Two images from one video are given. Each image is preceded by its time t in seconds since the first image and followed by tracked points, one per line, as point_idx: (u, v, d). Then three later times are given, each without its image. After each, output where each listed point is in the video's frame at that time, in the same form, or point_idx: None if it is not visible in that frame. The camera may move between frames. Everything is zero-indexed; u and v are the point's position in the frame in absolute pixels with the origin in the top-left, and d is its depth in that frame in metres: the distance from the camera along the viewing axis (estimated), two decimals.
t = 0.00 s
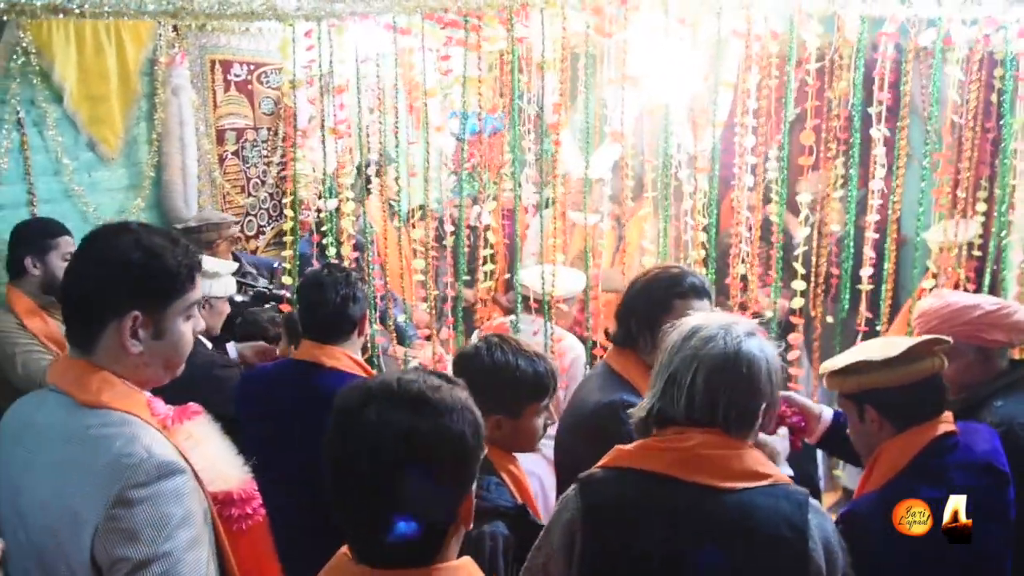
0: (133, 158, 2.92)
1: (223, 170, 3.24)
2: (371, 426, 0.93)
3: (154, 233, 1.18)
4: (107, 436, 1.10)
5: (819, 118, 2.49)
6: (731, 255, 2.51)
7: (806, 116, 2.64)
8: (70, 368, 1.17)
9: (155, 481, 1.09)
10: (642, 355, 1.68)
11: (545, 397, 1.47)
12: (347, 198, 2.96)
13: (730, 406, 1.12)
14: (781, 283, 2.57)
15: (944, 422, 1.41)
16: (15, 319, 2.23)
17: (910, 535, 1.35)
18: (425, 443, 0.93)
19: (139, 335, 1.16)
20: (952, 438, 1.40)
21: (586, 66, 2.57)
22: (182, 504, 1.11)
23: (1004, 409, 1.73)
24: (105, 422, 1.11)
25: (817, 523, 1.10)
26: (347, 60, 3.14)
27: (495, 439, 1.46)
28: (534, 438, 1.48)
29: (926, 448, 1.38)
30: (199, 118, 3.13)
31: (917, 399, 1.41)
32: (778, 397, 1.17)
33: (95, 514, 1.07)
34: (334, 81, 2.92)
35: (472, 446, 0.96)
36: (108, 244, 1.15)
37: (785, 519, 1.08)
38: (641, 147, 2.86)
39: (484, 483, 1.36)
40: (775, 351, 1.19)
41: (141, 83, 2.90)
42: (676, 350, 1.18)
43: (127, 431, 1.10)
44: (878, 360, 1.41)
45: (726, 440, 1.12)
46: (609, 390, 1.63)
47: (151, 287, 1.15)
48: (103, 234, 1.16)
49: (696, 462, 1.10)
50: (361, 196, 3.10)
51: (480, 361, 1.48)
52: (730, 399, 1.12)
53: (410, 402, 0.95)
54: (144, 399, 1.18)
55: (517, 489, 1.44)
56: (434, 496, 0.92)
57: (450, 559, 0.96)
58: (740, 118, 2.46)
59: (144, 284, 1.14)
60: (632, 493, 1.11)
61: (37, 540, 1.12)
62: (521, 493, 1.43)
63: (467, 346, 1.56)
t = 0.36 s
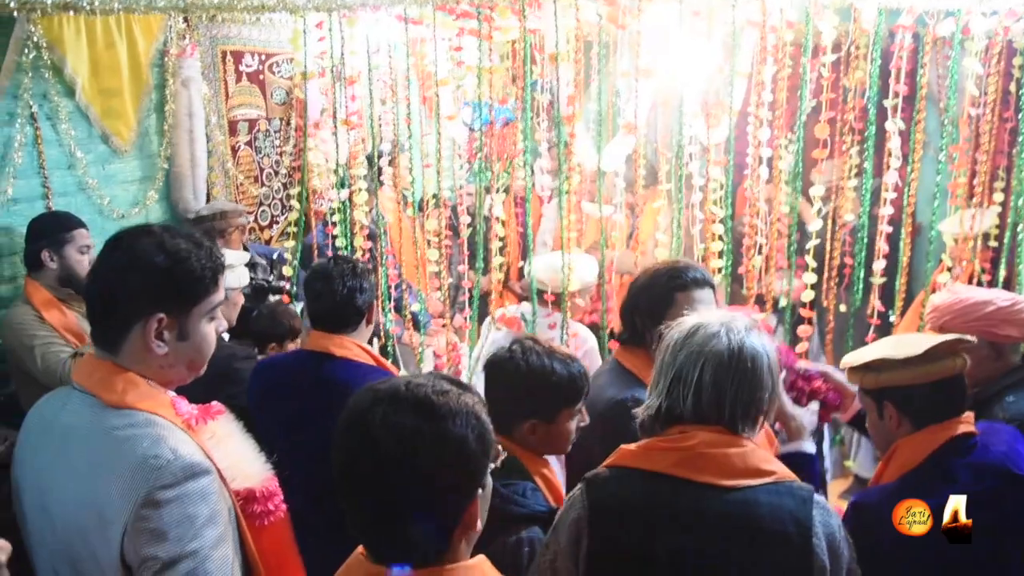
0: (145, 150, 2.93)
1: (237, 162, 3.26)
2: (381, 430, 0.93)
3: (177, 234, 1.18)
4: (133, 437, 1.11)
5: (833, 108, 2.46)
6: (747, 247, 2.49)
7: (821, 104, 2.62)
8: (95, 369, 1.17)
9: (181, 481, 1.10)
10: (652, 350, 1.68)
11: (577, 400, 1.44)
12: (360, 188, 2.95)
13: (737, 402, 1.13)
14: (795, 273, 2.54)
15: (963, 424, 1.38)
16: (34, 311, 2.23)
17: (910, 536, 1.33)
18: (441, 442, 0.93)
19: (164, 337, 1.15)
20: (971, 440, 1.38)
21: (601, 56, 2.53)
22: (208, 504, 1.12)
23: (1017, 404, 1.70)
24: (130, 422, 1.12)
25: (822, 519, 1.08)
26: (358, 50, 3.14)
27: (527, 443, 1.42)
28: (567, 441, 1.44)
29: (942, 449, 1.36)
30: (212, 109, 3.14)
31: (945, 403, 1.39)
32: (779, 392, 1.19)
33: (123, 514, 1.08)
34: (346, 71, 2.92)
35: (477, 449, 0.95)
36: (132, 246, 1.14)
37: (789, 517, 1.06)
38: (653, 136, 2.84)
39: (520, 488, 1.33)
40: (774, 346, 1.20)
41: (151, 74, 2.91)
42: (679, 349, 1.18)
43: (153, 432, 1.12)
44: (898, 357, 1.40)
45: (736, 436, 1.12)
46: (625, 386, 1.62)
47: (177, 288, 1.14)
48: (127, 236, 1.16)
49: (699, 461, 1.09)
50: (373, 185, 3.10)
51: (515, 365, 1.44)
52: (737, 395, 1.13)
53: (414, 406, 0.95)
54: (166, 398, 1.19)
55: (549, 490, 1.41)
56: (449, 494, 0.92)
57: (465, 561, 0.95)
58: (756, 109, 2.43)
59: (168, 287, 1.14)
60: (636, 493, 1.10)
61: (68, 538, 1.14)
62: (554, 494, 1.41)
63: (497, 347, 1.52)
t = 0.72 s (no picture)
0: (163, 141, 2.94)
1: (254, 153, 3.26)
2: (379, 414, 0.94)
3: (206, 225, 1.18)
4: (164, 427, 1.11)
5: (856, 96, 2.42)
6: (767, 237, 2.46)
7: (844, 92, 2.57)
8: (125, 358, 1.18)
9: (212, 471, 1.10)
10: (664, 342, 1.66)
11: (611, 397, 1.42)
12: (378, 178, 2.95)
13: (756, 394, 1.11)
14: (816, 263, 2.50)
15: (987, 419, 1.33)
16: (56, 302, 2.24)
17: (910, 536, 1.31)
18: (441, 424, 0.92)
19: (194, 328, 1.16)
20: (994, 433, 1.32)
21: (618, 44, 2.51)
22: (237, 495, 1.11)
23: None
24: (160, 412, 1.13)
25: (841, 514, 1.06)
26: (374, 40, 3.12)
27: (559, 439, 1.40)
28: (597, 437, 1.43)
29: (962, 437, 1.32)
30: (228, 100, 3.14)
31: (966, 389, 1.35)
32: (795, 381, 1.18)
33: (154, 504, 1.08)
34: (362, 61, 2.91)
35: (483, 427, 0.95)
36: (162, 235, 1.14)
37: (806, 511, 1.04)
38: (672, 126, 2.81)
39: (553, 486, 1.35)
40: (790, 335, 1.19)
41: (168, 65, 2.91)
42: (695, 340, 1.16)
43: (183, 422, 1.12)
44: (920, 347, 1.38)
45: (755, 429, 1.11)
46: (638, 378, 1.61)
47: (206, 280, 1.14)
48: (156, 228, 1.16)
49: (711, 456, 1.07)
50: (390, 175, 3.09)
51: (550, 363, 1.41)
52: (756, 387, 1.11)
53: (415, 388, 0.95)
54: (194, 388, 1.19)
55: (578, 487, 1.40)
56: (460, 474, 0.91)
57: (479, 547, 0.94)
58: (775, 97, 2.40)
59: (198, 278, 1.13)
60: (648, 487, 1.09)
61: (97, 526, 1.14)
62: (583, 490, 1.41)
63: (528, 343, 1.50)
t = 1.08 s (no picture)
0: (191, 135, 2.95)
1: (281, 146, 3.28)
2: (388, 400, 0.92)
3: (239, 218, 1.17)
4: (195, 423, 1.12)
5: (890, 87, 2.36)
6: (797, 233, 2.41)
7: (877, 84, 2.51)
8: (156, 352, 1.18)
9: (241, 468, 1.10)
10: (679, 340, 1.65)
11: (633, 394, 1.41)
12: (403, 171, 2.93)
13: (779, 395, 1.09)
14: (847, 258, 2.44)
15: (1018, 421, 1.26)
16: (87, 294, 2.27)
17: (910, 536, 1.29)
18: (453, 407, 0.91)
19: (224, 322, 1.16)
20: None
21: (646, 35, 2.47)
22: (266, 492, 1.12)
23: None
24: (190, 408, 1.13)
25: (866, 525, 1.02)
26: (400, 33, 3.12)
27: (581, 436, 1.39)
28: (620, 435, 1.40)
29: (986, 437, 1.26)
30: (256, 94, 3.15)
31: (998, 385, 1.30)
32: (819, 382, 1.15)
33: (183, 500, 1.09)
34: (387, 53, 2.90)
35: (490, 410, 0.93)
36: (194, 228, 1.14)
37: (830, 519, 1.00)
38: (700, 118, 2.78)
39: (573, 483, 1.31)
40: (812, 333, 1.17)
41: (197, 59, 2.92)
42: (716, 342, 1.14)
43: (213, 418, 1.12)
44: (947, 342, 1.33)
45: (779, 432, 1.08)
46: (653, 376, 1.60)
47: (236, 275, 1.13)
48: (188, 221, 1.15)
49: (732, 464, 1.04)
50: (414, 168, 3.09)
51: (572, 358, 1.40)
52: (779, 388, 1.09)
53: (421, 374, 0.94)
54: (222, 383, 1.19)
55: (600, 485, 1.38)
56: (468, 458, 0.90)
57: (490, 534, 0.92)
58: (807, 89, 2.33)
59: (229, 273, 1.13)
60: (667, 494, 1.06)
61: (126, 517, 1.15)
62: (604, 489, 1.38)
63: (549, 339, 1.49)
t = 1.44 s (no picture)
0: (222, 133, 2.98)
1: (310, 145, 3.30)
2: (410, 386, 0.91)
3: (268, 219, 1.17)
4: (222, 427, 1.12)
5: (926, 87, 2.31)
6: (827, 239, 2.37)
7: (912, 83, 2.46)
8: (184, 355, 1.19)
9: (267, 474, 1.11)
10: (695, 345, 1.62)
11: (649, 396, 1.39)
12: (430, 171, 2.93)
13: (795, 408, 1.06)
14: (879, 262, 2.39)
15: None
16: (116, 292, 2.29)
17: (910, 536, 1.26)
18: (466, 396, 0.90)
19: (253, 324, 1.16)
20: None
21: (675, 34, 2.44)
22: (291, 498, 1.12)
23: None
24: (217, 411, 1.14)
25: (887, 543, 0.98)
26: (428, 32, 3.12)
27: (597, 439, 1.36)
28: (634, 437, 1.38)
29: None
30: (286, 93, 3.17)
31: None
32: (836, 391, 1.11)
33: (209, 505, 1.10)
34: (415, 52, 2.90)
35: (505, 401, 0.91)
36: (223, 230, 1.14)
37: (847, 539, 0.97)
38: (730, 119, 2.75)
39: (587, 486, 1.29)
40: (829, 341, 1.13)
41: (228, 58, 2.95)
42: (729, 352, 1.11)
43: (240, 423, 1.13)
44: (983, 342, 1.30)
45: (795, 445, 1.05)
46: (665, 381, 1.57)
47: (265, 276, 1.13)
48: (218, 222, 1.15)
49: (751, 477, 1.01)
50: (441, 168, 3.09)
51: (587, 360, 1.38)
52: (795, 401, 1.05)
53: (439, 363, 0.93)
54: (251, 386, 1.20)
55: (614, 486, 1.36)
56: (480, 444, 0.88)
57: (503, 520, 0.92)
58: (839, 89, 2.28)
59: (258, 275, 1.13)
60: (681, 507, 1.03)
61: (151, 519, 1.16)
62: (619, 492, 1.36)
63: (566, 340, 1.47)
